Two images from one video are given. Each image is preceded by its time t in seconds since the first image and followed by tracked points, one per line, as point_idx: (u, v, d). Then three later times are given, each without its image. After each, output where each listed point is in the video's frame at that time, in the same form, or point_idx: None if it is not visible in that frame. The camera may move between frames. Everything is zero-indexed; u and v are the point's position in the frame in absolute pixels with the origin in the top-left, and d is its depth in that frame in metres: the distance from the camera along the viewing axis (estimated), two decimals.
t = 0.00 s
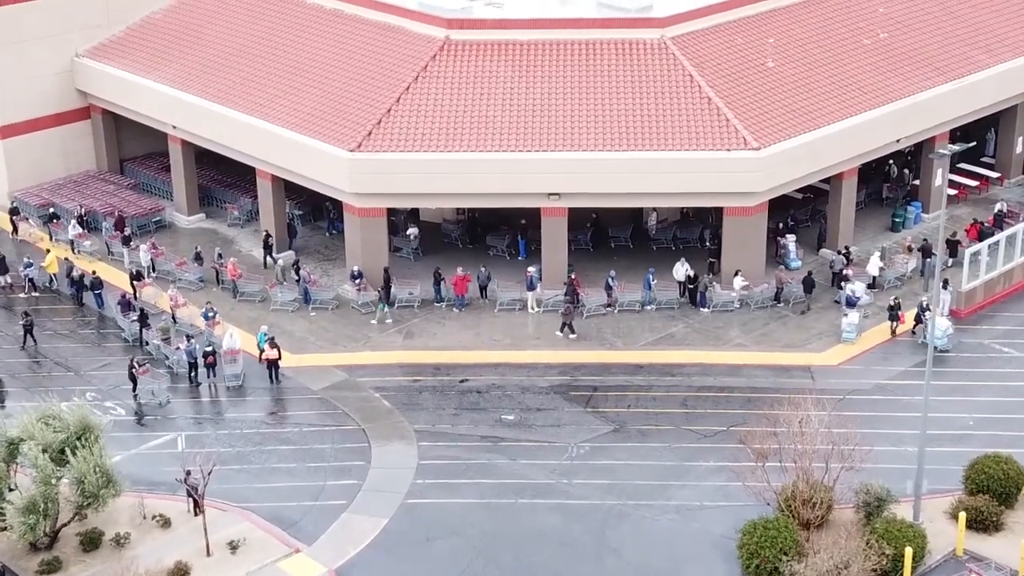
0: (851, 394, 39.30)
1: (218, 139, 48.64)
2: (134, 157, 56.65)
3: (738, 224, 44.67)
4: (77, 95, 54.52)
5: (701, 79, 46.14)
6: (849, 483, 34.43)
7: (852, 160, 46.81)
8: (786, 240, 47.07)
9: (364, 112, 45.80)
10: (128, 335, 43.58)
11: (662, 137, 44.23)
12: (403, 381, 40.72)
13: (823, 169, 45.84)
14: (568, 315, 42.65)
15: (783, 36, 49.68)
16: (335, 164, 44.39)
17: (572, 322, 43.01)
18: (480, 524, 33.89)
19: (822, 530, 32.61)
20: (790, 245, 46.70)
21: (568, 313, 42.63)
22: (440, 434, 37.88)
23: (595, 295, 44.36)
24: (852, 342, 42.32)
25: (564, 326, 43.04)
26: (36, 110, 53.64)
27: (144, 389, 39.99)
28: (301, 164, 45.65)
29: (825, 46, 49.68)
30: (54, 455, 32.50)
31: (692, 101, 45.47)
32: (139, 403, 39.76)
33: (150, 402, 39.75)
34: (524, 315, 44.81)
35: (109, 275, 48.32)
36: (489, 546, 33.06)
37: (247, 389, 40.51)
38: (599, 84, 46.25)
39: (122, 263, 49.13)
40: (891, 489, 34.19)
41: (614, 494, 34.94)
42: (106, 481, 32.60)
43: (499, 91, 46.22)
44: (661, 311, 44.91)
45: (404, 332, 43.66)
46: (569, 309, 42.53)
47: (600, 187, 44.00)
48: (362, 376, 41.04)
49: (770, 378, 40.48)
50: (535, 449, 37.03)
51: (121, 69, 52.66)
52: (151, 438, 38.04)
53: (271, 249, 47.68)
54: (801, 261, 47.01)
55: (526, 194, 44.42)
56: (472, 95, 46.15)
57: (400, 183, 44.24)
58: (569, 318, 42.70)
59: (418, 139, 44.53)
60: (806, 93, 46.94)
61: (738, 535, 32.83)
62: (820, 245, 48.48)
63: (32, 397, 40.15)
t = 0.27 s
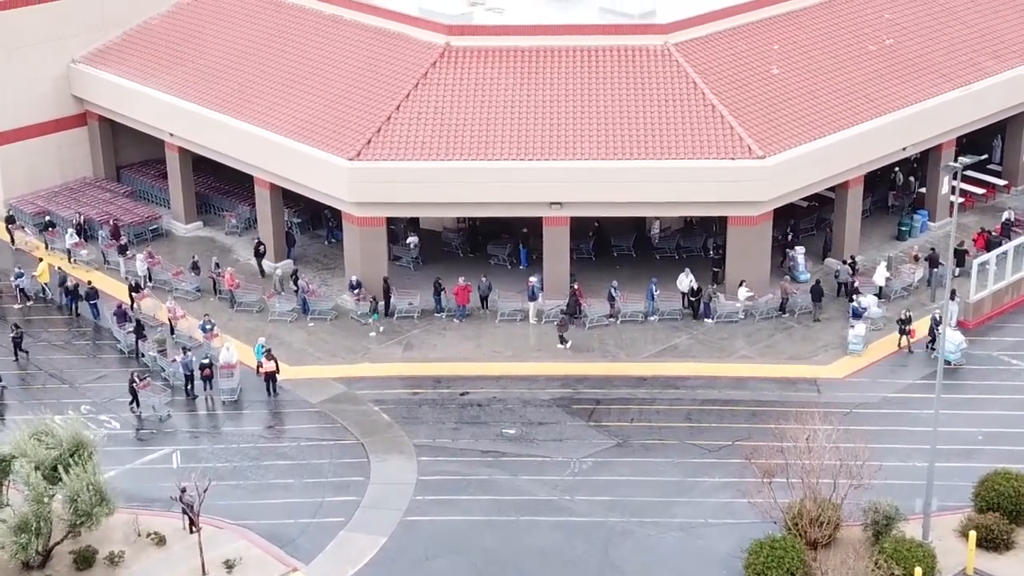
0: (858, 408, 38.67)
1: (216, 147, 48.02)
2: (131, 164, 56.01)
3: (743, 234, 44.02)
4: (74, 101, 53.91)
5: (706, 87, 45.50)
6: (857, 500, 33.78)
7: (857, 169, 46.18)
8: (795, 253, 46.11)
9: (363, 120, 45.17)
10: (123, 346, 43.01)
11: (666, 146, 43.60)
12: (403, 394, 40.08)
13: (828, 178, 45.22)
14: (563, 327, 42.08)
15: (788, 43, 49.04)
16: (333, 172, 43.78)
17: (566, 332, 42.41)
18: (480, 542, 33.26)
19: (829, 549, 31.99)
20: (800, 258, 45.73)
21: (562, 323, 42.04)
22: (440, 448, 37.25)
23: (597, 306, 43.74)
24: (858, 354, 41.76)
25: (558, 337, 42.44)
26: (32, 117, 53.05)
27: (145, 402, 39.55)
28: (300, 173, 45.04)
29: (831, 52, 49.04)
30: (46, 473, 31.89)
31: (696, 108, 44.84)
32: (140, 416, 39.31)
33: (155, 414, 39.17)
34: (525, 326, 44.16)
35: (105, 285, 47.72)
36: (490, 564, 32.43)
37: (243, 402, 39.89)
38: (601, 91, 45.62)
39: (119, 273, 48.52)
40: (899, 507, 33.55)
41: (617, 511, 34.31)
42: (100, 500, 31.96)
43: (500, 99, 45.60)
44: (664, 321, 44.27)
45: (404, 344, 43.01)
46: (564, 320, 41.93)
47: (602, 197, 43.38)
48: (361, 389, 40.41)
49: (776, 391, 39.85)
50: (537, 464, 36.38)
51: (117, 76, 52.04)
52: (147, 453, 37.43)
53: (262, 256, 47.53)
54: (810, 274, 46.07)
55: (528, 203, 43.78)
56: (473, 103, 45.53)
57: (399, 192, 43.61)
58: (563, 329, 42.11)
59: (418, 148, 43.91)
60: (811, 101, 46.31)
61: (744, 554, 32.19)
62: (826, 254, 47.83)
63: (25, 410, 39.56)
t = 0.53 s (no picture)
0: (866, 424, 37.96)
1: (213, 156, 47.31)
2: (128, 172, 55.31)
3: (748, 245, 43.29)
4: (69, 109, 53.24)
5: (710, 95, 44.78)
6: (866, 521, 33.06)
7: (864, 179, 45.46)
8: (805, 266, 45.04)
9: (362, 129, 44.45)
10: (118, 360, 42.35)
11: (670, 156, 42.87)
12: (402, 409, 39.36)
13: (835, 188, 44.49)
14: (558, 340, 41.36)
15: (794, 50, 48.32)
16: (332, 183, 43.06)
17: (561, 346, 41.70)
18: (481, 564, 32.54)
19: (837, 572, 31.29)
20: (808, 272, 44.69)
21: (557, 338, 41.33)
22: (440, 466, 36.53)
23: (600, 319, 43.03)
24: (866, 368, 41.09)
25: (553, 351, 41.76)
26: (27, 125, 52.39)
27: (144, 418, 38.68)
28: (297, 183, 44.34)
29: (837, 60, 48.33)
30: (38, 494, 31.20)
31: (700, 118, 44.11)
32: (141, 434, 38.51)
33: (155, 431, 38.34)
34: (527, 338, 43.40)
35: (100, 296, 47.03)
36: None
37: (240, 418, 39.20)
38: (604, 100, 44.89)
39: (114, 283, 47.83)
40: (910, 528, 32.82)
41: (621, 531, 33.59)
42: (92, 522, 31.23)
43: (502, 108, 44.86)
44: (668, 334, 43.55)
45: (404, 357, 42.27)
46: (559, 334, 41.23)
47: (605, 208, 42.64)
48: (360, 404, 39.70)
49: (782, 407, 39.15)
50: (539, 482, 35.68)
51: (113, 83, 51.35)
52: (141, 470, 36.73)
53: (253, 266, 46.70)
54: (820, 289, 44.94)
55: (529, 214, 43.04)
56: (473, 112, 44.79)
57: (399, 203, 42.88)
58: (559, 343, 41.41)
59: (418, 158, 43.18)
60: (817, 110, 45.59)
61: None
62: (832, 265, 47.15)
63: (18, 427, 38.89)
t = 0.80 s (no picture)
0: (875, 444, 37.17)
1: (209, 167, 46.51)
2: (123, 182, 54.53)
3: (753, 258, 42.46)
4: (64, 118, 52.46)
5: (715, 106, 43.97)
6: (877, 544, 32.24)
7: (872, 190, 44.66)
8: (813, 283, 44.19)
9: (361, 140, 43.64)
10: (112, 375, 41.60)
11: (674, 168, 42.07)
12: (401, 427, 38.56)
13: (842, 200, 43.69)
14: (553, 355, 40.49)
15: (800, 58, 47.50)
16: (330, 195, 42.26)
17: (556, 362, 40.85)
18: None
19: None
20: (820, 289, 43.87)
21: (551, 353, 40.48)
22: (440, 486, 35.73)
23: (604, 333, 42.22)
24: (874, 385, 40.29)
25: (548, 367, 40.95)
26: (21, 134, 51.63)
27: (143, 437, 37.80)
28: (295, 195, 43.54)
29: (843, 69, 47.52)
30: (27, 518, 30.41)
31: (705, 128, 43.29)
32: (140, 454, 37.67)
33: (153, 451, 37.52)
34: (528, 353, 42.55)
35: (94, 309, 46.24)
36: None
37: (235, 435, 38.41)
38: (607, 111, 44.09)
39: (109, 296, 47.05)
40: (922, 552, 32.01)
41: (626, 555, 32.78)
42: (83, 547, 30.32)
43: (503, 118, 44.05)
44: (672, 349, 42.74)
45: (403, 373, 41.43)
46: (554, 350, 40.37)
47: (608, 220, 41.83)
48: (358, 422, 38.89)
49: (789, 425, 38.36)
50: (541, 503, 34.87)
51: (108, 92, 50.57)
52: (134, 490, 35.93)
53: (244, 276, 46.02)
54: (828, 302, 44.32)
55: (531, 226, 42.23)
56: (474, 123, 43.99)
57: (398, 216, 42.08)
58: (553, 359, 40.56)
59: (418, 169, 42.37)
60: (824, 120, 44.79)
61: None
62: (839, 278, 46.37)
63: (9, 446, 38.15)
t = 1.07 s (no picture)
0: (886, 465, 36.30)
1: (204, 179, 45.63)
2: (118, 193, 53.66)
3: (759, 273, 41.54)
4: (57, 128, 51.62)
5: (720, 117, 43.08)
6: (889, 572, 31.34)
7: (880, 203, 43.78)
8: (823, 300, 43.30)
9: (359, 152, 42.74)
10: (104, 394, 40.74)
11: (678, 181, 41.16)
12: (399, 448, 37.68)
13: (850, 213, 42.80)
14: (546, 373, 39.59)
15: (806, 68, 46.61)
16: (327, 209, 41.37)
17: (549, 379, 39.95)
18: None
19: None
20: (831, 306, 42.89)
21: (544, 371, 39.57)
22: (439, 510, 34.85)
23: (607, 350, 41.31)
24: (884, 404, 39.42)
25: (542, 384, 40.08)
26: (13, 145, 50.79)
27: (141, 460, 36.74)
28: (292, 209, 42.66)
29: (851, 79, 46.64)
30: (15, 546, 29.61)
31: (710, 140, 42.39)
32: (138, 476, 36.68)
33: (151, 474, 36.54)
34: (529, 370, 41.63)
35: (86, 324, 45.45)
36: None
37: (230, 456, 37.50)
38: (610, 122, 43.20)
39: (102, 310, 46.20)
40: None
41: None
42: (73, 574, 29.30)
43: (504, 130, 43.16)
44: (677, 366, 41.84)
45: (402, 391, 40.53)
46: (546, 367, 39.47)
47: (611, 234, 40.92)
48: (356, 442, 38.01)
49: (796, 446, 37.50)
50: (543, 527, 33.99)
51: (102, 102, 49.71)
52: (125, 514, 35.05)
53: (235, 291, 45.31)
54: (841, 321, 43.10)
55: (532, 240, 41.31)
56: (474, 134, 43.10)
57: (396, 230, 41.17)
58: (546, 376, 39.67)
59: (417, 182, 41.48)
60: (831, 132, 43.91)
61: None
62: (846, 292, 45.52)
63: None
